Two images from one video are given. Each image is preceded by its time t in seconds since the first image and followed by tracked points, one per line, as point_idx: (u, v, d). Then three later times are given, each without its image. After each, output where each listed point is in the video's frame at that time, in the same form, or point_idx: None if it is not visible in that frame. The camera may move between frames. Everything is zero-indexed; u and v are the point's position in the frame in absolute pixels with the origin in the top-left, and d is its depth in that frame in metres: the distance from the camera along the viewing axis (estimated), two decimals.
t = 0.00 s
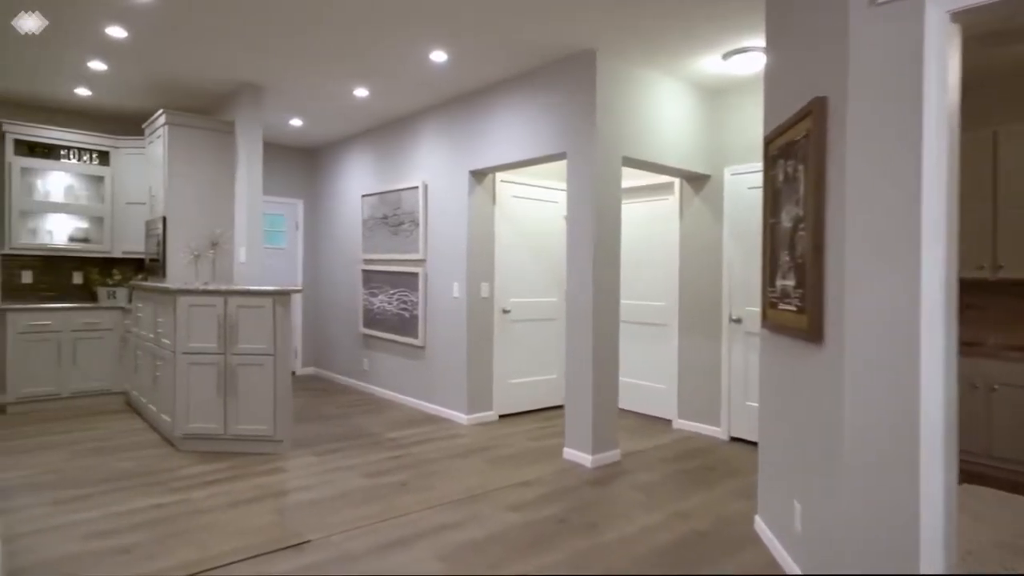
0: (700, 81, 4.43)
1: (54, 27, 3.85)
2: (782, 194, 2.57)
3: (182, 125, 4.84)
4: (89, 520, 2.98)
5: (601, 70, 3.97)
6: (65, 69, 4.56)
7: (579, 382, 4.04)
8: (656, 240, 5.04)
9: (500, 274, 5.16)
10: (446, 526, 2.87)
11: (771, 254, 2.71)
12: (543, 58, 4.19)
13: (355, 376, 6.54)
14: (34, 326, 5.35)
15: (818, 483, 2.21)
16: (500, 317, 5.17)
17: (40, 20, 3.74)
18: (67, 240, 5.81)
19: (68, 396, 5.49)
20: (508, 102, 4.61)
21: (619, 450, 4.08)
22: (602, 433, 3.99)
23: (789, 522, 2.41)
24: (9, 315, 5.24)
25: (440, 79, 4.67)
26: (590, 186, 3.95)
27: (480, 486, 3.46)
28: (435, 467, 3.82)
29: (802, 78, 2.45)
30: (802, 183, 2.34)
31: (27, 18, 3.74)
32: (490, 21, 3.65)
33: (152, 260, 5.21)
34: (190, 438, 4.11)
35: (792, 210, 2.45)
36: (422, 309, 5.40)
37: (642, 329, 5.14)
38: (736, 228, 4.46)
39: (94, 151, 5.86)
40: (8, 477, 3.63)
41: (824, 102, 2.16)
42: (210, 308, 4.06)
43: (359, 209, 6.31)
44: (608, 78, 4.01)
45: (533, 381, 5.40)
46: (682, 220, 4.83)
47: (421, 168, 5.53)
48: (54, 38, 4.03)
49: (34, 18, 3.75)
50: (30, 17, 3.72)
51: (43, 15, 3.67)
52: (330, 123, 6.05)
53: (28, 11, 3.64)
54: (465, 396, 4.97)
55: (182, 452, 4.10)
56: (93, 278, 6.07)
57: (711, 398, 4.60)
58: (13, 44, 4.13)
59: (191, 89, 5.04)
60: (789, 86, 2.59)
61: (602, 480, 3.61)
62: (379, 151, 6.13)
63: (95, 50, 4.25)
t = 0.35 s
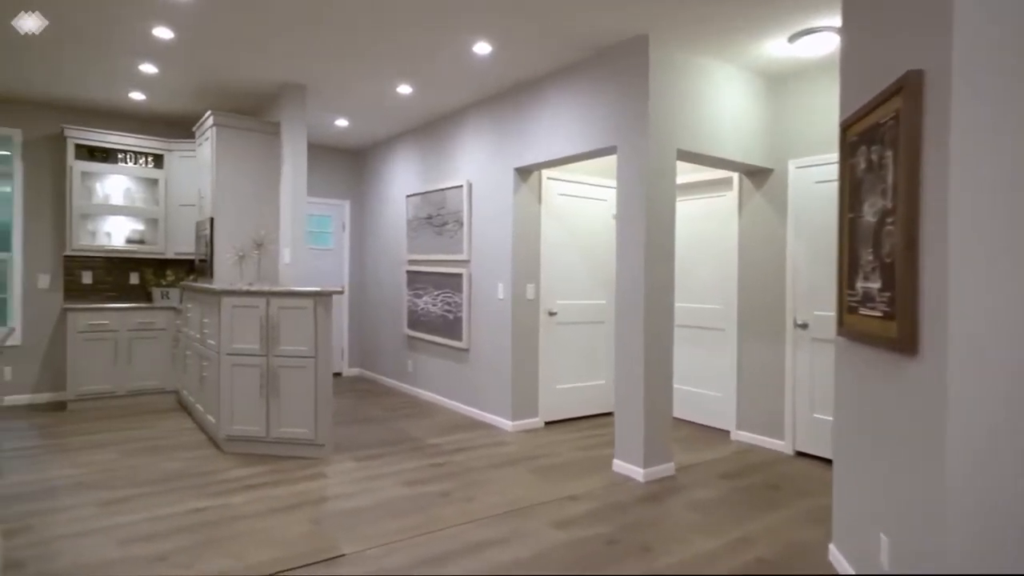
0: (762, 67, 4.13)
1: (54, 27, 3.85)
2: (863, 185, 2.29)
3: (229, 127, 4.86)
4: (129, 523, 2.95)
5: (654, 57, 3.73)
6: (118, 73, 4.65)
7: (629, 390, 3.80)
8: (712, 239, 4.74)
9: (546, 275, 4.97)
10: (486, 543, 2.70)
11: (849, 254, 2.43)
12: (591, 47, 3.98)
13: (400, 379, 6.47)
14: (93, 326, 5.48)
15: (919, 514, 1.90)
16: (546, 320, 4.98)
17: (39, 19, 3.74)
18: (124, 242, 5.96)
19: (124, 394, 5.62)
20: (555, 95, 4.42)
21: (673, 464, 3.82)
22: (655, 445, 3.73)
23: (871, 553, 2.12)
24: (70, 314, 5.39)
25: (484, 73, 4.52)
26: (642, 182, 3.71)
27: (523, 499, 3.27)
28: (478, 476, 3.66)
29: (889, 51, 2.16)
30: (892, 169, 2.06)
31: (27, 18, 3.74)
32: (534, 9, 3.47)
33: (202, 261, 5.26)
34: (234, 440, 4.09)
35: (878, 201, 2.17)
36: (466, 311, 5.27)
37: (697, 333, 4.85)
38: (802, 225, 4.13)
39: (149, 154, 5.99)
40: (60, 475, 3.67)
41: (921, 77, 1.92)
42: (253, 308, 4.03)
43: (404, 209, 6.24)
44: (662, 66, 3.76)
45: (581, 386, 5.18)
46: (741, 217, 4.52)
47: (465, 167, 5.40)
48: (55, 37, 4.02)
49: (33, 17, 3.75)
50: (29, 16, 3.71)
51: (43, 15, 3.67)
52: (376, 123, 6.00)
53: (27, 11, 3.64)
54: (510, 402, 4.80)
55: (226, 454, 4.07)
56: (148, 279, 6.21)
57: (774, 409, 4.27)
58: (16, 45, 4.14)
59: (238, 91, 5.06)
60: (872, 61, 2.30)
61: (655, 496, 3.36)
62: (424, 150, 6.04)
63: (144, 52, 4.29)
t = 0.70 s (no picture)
0: (826, 50, 3.81)
1: (54, 27, 3.81)
2: (956, 171, 2.01)
3: (268, 127, 4.83)
4: (160, 530, 2.88)
5: (707, 41, 3.46)
6: (160, 75, 4.68)
7: (679, 399, 3.54)
8: (769, 236, 4.42)
9: (590, 276, 4.74)
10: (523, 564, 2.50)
11: (935, 247, 2.17)
12: (638, 33, 3.75)
13: (441, 382, 6.35)
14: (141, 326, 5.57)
15: None
16: (590, 323, 4.75)
17: (39, 19, 3.71)
18: (171, 243, 6.04)
19: (170, 393, 5.68)
20: (600, 87, 4.20)
21: (727, 480, 3.53)
22: (707, 459, 3.46)
23: None
24: (119, 315, 5.52)
25: (525, 65, 4.34)
26: (694, 175, 3.45)
27: (564, 516, 3.06)
28: (516, 488, 3.47)
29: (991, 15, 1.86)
30: (998, 152, 1.78)
31: (27, 18, 3.71)
32: None
33: (243, 262, 5.27)
34: (270, 444, 4.02)
35: (979, 189, 1.89)
36: (507, 313, 5.10)
37: (752, 337, 4.53)
38: (871, 222, 3.78)
39: (195, 156, 6.05)
40: (101, 475, 3.67)
41: None
42: (289, 310, 3.96)
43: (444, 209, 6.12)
44: (715, 50, 3.49)
45: (627, 393, 4.92)
46: (802, 213, 4.19)
47: (506, 164, 5.24)
48: (55, 37, 3.98)
49: (33, 17, 3.71)
50: (29, 16, 3.68)
51: (42, 15, 3.64)
52: (416, 122, 5.91)
53: (27, 11, 3.60)
54: (552, 408, 4.60)
55: (263, 458, 4.01)
56: (194, 280, 6.28)
57: (840, 421, 3.93)
58: (17, 43, 4.11)
59: (278, 91, 5.03)
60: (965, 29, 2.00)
61: (709, 516, 3.09)
62: (465, 148, 5.91)
63: (184, 53, 4.29)
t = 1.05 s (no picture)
0: (898, 29, 3.45)
1: (54, 26, 3.78)
2: None
3: (306, 128, 4.78)
4: (186, 540, 2.81)
5: (764, 22, 3.16)
6: (200, 77, 4.69)
7: (732, 413, 3.26)
8: (831, 236, 4.07)
9: (634, 278, 4.49)
10: None
11: None
12: (687, 16, 3.48)
13: (480, 386, 6.19)
14: (185, 327, 5.62)
15: None
16: (635, 328, 4.49)
17: (40, 19, 3.69)
18: (214, 245, 6.08)
19: (213, 394, 5.71)
20: (646, 77, 3.94)
21: (786, 502, 3.23)
22: (764, 479, 3.17)
23: None
24: (164, 315, 5.54)
25: (565, 56, 4.13)
26: (749, 169, 3.17)
27: (604, 539, 2.83)
28: (554, 505, 3.26)
29: None
30: None
31: (29, 18, 3.70)
32: None
33: (282, 263, 5.22)
34: (304, 450, 3.94)
35: None
36: (547, 316, 4.89)
37: (812, 345, 4.18)
38: (951, 219, 3.40)
39: (238, 158, 6.08)
40: (137, 479, 3.66)
41: None
42: (322, 314, 3.87)
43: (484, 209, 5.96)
44: (773, 31, 3.19)
45: (675, 403, 4.64)
46: (869, 210, 3.83)
47: (547, 161, 5.03)
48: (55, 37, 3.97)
49: (33, 17, 3.69)
50: (29, 16, 3.66)
51: (42, 15, 3.62)
52: (456, 119, 5.78)
53: (27, 11, 3.59)
54: (594, 418, 4.36)
55: (297, 465, 3.93)
56: (237, 281, 6.31)
57: (914, 440, 3.55)
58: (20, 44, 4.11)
59: (316, 90, 4.98)
60: None
61: (767, 543, 2.81)
62: (505, 146, 5.73)
63: (221, 54, 4.26)
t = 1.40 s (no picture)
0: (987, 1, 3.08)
1: (54, 27, 3.74)
2: None
3: (343, 126, 4.69)
4: (213, 550, 2.71)
5: None
6: (240, 77, 4.67)
7: (795, 428, 2.96)
8: (905, 233, 3.70)
9: (684, 280, 4.21)
10: None
11: None
12: None
13: (522, 391, 6.00)
14: (227, 328, 5.63)
15: None
16: (685, 333, 4.21)
17: (38, 20, 3.65)
18: (256, 246, 6.09)
19: (254, 396, 5.71)
20: (699, 63, 3.66)
21: (857, 529, 2.91)
22: (831, 503, 2.86)
23: None
24: (207, 316, 5.56)
25: (610, 43, 3.90)
26: (815, 159, 2.86)
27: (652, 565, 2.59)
28: (598, 523, 3.03)
29: None
30: None
31: (27, 18, 3.66)
32: None
33: (320, 264, 5.16)
34: (338, 456, 3.83)
35: None
36: (590, 319, 4.67)
37: (884, 353, 3.81)
38: None
39: (280, 159, 6.08)
40: (172, 482, 3.62)
41: None
42: (357, 315, 3.74)
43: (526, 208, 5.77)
44: (843, 6, 2.87)
45: (729, 413, 4.33)
46: (950, 204, 3.45)
47: (591, 157, 4.80)
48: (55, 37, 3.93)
49: (32, 18, 3.65)
50: (28, 16, 3.62)
51: (42, 15, 3.58)
52: (497, 116, 5.61)
53: (27, 11, 3.55)
54: (641, 428, 4.10)
55: (331, 471, 3.83)
56: (279, 282, 6.31)
57: (1005, 462, 3.16)
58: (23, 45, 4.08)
59: (354, 88, 4.89)
60: None
61: None
62: (548, 142, 5.53)
63: (258, 53, 4.20)
